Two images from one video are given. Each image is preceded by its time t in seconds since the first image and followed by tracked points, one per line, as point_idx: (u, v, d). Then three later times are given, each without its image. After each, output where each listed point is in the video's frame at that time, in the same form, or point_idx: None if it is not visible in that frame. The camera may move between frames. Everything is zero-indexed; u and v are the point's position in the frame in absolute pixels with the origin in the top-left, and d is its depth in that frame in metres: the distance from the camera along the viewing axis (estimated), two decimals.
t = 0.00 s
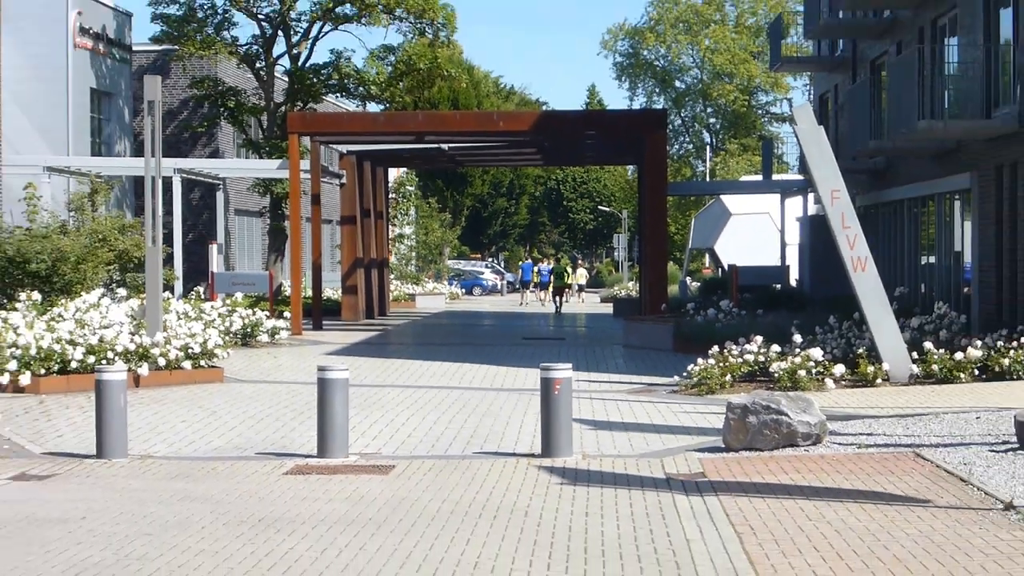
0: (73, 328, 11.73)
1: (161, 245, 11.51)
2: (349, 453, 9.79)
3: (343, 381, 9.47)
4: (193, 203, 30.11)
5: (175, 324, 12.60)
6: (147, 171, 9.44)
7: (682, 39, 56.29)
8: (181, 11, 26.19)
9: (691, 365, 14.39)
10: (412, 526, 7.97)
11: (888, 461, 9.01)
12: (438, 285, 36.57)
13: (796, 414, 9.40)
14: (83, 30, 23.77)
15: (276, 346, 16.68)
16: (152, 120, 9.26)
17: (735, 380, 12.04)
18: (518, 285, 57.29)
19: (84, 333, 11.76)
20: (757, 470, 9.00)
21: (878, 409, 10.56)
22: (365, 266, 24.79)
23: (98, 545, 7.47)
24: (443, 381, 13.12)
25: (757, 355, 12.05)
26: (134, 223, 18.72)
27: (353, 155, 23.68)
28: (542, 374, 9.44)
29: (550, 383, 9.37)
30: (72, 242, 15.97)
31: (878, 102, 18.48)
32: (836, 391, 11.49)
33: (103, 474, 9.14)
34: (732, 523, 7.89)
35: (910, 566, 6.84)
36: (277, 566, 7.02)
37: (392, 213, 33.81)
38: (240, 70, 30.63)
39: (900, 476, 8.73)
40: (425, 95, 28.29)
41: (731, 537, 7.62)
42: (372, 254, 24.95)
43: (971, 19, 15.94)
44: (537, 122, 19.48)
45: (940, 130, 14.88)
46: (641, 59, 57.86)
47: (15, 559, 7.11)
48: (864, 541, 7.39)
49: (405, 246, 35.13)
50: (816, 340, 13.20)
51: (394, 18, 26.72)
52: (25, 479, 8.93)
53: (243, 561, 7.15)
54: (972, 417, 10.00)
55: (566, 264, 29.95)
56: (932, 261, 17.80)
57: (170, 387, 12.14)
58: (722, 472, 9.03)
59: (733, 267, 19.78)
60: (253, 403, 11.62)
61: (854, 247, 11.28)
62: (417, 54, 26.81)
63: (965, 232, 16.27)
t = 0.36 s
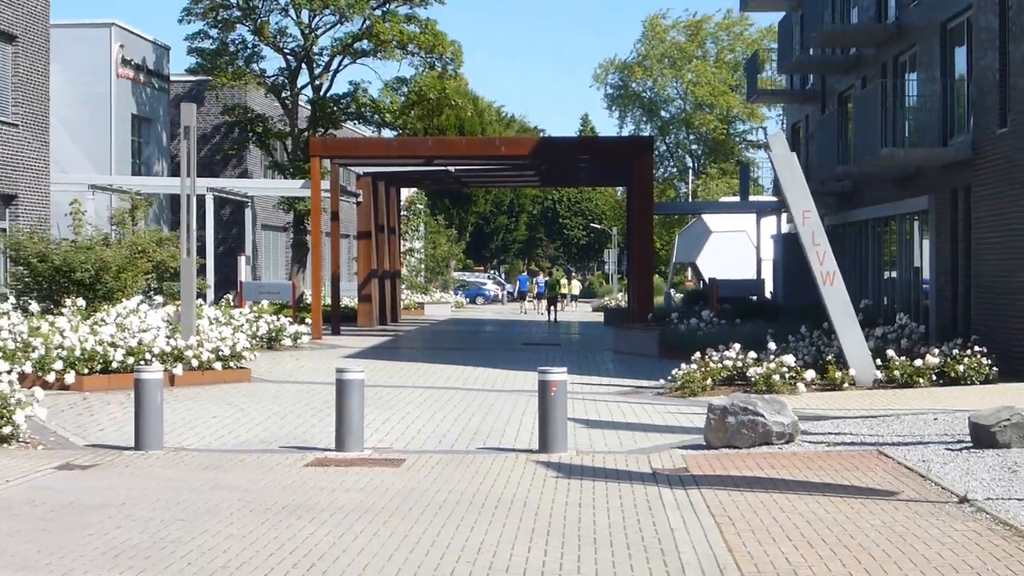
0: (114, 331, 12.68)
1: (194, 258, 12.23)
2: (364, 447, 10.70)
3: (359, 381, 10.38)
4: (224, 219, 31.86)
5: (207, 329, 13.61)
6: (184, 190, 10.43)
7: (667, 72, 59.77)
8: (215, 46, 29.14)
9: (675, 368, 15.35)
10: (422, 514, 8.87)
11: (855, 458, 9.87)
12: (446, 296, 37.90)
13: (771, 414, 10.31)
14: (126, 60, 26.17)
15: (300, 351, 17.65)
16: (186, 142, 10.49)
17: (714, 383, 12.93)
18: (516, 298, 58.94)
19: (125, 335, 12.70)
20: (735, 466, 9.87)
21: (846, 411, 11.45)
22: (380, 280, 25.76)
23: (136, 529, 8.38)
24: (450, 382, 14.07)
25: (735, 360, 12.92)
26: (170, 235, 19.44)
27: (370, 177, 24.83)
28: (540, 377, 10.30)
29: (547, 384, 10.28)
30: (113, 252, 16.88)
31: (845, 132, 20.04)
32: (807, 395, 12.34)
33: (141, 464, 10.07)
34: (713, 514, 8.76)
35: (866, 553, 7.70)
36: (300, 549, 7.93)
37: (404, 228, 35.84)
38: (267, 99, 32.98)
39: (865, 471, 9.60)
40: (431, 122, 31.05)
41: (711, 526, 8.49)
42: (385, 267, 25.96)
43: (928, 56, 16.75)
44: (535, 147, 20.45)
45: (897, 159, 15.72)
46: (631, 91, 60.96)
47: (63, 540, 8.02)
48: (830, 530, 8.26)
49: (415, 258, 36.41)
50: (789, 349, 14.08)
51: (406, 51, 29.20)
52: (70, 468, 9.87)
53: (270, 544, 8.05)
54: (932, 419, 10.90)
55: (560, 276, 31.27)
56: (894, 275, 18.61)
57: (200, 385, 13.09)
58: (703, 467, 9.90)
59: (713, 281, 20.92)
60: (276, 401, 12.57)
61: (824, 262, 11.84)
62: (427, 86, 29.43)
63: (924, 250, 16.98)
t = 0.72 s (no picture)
0: (135, 332, 13.41)
1: (211, 266, 12.56)
2: (369, 441, 11.39)
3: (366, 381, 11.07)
4: (237, 227, 32.83)
5: (222, 330, 14.36)
6: (201, 203, 10.96)
7: (653, 92, 62.52)
8: (231, 66, 31.04)
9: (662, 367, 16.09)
10: (426, 503, 9.59)
11: (828, 450, 10.57)
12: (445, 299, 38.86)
13: (750, 410, 11.02)
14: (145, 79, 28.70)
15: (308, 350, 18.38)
16: (205, 157, 10.96)
17: (697, 381, 13.65)
18: (511, 300, 60.12)
19: (145, 337, 13.42)
20: (716, 458, 10.58)
21: (821, 407, 12.16)
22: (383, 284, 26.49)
23: (157, 517, 9.08)
24: (450, 381, 14.80)
25: (716, 359, 13.64)
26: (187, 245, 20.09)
27: (376, 189, 25.37)
28: (535, 375, 11.01)
29: (542, 381, 10.98)
30: (135, 259, 17.59)
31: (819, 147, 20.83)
32: (784, 391, 13.07)
33: (161, 457, 10.78)
34: (696, 503, 9.48)
35: (834, 540, 8.41)
36: (312, 536, 8.63)
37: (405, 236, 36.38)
38: (278, 115, 34.57)
39: (838, 463, 10.31)
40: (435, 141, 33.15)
41: (695, 515, 9.20)
42: (389, 275, 26.70)
43: (899, 77, 17.53)
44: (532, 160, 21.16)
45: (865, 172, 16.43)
46: (619, 109, 63.71)
47: (90, 528, 8.71)
48: (804, 518, 8.98)
49: (418, 265, 37.06)
50: (767, 348, 14.85)
51: (410, 73, 31.09)
52: (95, 461, 10.58)
53: (284, 532, 8.75)
54: (902, 414, 11.62)
55: (550, 281, 32.43)
56: (864, 281, 19.48)
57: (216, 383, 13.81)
58: (687, 459, 10.61)
59: (695, 287, 21.67)
60: (286, 398, 13.28)
61: (799, 269, 12.45)
62: (429, 103, 31.24)
63: (891, 258, 17.83)
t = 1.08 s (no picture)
0: (125, 331, 13.39)
1: (200, 263, 12.56)
2: (359, 439, 11.38)
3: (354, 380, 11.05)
4: (225, 226, 32.88)
5: (211, 328, 14.39)
6: (189, 200, 11.03)
7: (640, 89, 62.39)
8: (219, 65, 31.15)
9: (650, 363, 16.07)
10: (416, 500, 9.59)
11: (819, 448, 10.54)
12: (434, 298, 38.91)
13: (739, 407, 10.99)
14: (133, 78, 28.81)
15: (297, 348, 18.40)
16: (194, 156, 11.00)
17: (686, 378, 13.61)
18: (502, 298, 60.23)
19: (134, 335, 13.41)
20: (707, 455, 10.55)
21: (811, 405, 12.13)
22: (372, 281, 26.54)
23: (148, 516, 9.08)
24: (439, 378, 14.79)
25: (705, 357, 13.62)
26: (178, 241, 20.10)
27: (363, 187, 25.45)
28: (523, 372, 11.02)
29: (531, 378, 10.98)
30: (124, 257, 17.59)
31: (807, 144, 20.86)
32: (773, 388, 13.04)
33: (150, 455, 10.78)
34: (687, 501, 9.46)
35: (826, 537, 8.38)
36: (303, 534, 8.63)
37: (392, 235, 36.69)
38: (266, 114, 34.77)
39: (829, 460, 10.27)
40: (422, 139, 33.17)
41: (685, 512, 9.18)
42: (376, 270, 26.67)
43: (886, 73, 17.50)
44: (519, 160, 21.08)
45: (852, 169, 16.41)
46: (606, 105, 63.42)
47: (80, 526, 8.71)
48: (795, 516, 8.95)
49: (405, 262, 37.63)
50: (756, 345, 14.79)
51: (397, 70, 31.15)
52: (84, 459, 10.59)
53: (276, 531, 8.75)
54: (892, 411, 11.60)
55: (536, 279, 32.82)
56: (853, 277, 19.48)
57: (206, 381, 13.82)
58: (677, 457, 10.58)
59: (686, 286, 21.66)
60: (275, 395, 13.27)
61: (788, 265, 12.47)
62: (415, 101, 31.41)
63: (880, 255, 17.82)
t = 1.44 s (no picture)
0: (111, 328, 13.30)
1: (188, 261, 12.48)
2: (346, 438, 11.34)
3: (341, 379, 11.04)
4: (213, 223, 32.85)
5: (199, 326, 14.34)
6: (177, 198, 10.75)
7: (631, 89, 62.85)
8: (208, 61, 30.88)
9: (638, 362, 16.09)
10: (401, 500, 9.57)
11: (804, 447, 10.56)
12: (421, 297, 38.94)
13: (726, 406, 11.00)
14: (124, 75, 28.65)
15: (284, 347, 18.36)
16: (181, 152, 10.80)
17: (675, 377, 13.61)
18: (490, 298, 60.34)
19: (121, 333, 13.33)
20: (693, 455, 10.56)
21: (796, 404, 12.14)
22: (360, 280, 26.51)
23: (133, 514, 9.04)
24: (426, 377, 14.76)
25: (692, 356, 13.63)
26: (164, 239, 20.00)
27: (353, 184, 25.41)
28: (511, 371, 11.00)
29: (518, 378, 10.95)
30: (110, 254, 17.51)
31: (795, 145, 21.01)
32: (759, 388, 13.06)
33: (137, 453, 10.75)
34: (672, 500, 9.47)
35: (811, 537, 8.40)
36: (288, 534, 8.60)
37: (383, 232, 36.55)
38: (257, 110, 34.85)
39: (814, 459, 10.30)
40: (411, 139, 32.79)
41: (671, 512, 9.19)
42: (365, 269, 26.63)
43: (876, 74, 17.59)
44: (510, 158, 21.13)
45: (843, 170, 16.46)
46: (596, 105, 63.98)
47: (65, 525, 8.66)
48: (779, 516, 8.97)
49: (396, 261, 37.11)
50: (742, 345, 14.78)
51: (387, 67, 31.04)
52: (70, 457, 10.56)
53: (261, 530, 8.71)
54: (877, 411, 11.63)
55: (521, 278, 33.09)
56: (840, 277, 19.59)
57: (192, 379, 13.79)
58: (663, 456, 10.59)
59: (672, 287, 21.71)
60: (262, 394, 13.23)
61: (775, 266, 12.59)
62: (406, 99, 31.10)
63: (867, 255, 17.93)
